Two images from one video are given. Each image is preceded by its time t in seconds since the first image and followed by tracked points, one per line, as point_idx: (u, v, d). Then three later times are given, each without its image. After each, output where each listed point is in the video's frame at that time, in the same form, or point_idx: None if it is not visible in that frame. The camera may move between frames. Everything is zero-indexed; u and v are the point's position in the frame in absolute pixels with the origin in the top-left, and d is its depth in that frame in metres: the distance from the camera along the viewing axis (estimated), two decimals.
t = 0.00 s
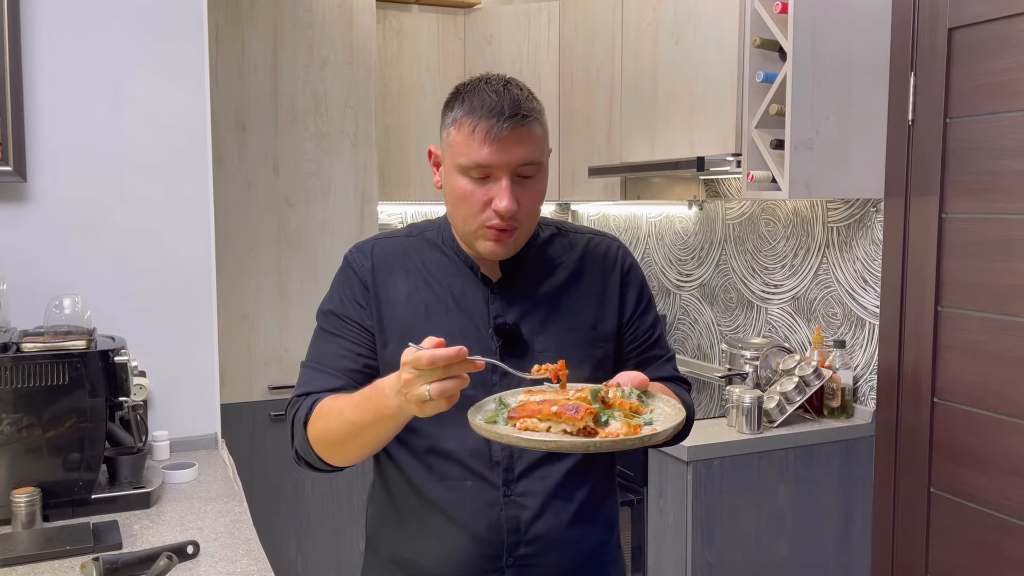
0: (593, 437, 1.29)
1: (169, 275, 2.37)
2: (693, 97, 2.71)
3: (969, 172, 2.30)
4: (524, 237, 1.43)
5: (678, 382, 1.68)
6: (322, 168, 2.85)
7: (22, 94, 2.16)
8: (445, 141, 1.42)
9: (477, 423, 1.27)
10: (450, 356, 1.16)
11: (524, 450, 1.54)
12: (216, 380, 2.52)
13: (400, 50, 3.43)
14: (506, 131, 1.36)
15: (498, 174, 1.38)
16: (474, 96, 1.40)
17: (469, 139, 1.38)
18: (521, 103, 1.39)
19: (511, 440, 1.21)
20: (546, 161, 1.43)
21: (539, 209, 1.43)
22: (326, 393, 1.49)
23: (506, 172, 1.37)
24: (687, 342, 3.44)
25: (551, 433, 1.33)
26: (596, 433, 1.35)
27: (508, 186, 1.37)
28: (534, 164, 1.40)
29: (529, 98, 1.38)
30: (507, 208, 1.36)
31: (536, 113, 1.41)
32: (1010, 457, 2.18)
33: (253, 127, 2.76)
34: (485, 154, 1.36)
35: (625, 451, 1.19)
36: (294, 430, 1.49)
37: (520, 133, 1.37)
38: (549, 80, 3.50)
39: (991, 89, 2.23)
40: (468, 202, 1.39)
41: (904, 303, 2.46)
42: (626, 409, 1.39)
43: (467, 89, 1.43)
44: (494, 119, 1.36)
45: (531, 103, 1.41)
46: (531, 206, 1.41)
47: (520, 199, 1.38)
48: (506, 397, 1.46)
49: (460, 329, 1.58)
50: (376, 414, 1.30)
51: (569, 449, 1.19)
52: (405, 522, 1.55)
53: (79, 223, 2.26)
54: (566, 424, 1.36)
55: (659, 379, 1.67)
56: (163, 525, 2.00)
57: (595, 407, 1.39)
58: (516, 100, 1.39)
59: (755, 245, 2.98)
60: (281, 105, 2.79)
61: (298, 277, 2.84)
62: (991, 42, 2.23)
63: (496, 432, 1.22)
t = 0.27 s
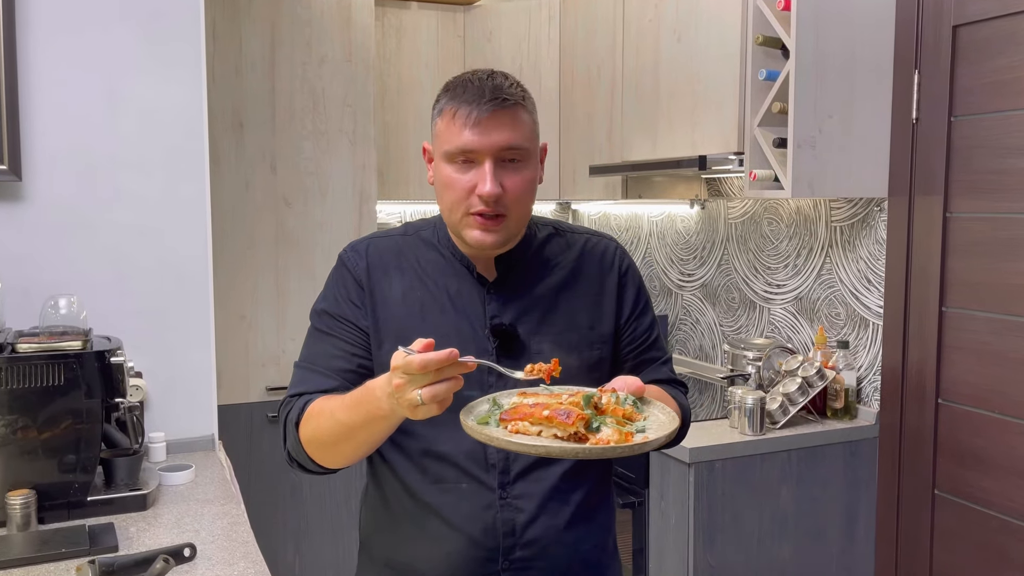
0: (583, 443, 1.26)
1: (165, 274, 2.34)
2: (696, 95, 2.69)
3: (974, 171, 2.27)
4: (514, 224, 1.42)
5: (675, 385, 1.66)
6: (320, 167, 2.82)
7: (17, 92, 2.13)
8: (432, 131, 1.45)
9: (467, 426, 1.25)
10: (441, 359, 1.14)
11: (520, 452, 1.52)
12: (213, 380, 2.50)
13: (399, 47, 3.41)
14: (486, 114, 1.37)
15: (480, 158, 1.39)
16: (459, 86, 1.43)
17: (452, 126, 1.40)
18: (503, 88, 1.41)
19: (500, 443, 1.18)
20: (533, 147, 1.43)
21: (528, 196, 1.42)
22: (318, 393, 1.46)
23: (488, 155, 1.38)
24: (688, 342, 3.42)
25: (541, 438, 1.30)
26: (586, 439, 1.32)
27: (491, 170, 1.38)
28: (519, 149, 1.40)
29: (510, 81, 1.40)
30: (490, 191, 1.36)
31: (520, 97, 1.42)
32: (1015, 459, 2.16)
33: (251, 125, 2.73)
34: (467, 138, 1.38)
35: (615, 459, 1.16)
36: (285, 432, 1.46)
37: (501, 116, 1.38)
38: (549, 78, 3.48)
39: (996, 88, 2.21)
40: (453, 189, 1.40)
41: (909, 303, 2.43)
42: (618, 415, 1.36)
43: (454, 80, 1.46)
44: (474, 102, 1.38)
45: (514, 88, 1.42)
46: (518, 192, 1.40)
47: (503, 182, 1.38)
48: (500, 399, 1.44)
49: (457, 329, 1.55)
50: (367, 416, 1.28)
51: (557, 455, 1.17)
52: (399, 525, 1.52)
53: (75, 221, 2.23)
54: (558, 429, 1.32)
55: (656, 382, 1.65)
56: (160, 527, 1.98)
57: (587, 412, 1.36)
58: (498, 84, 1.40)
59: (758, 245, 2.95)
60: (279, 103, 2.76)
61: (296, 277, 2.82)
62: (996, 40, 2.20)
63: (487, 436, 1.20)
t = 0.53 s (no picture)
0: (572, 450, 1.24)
1: (161, 274, 2.32)
2: (697, 93, 2.66)
3: (978, 170, 2.24)
4: (507, 215, 1.39)
5: (673, 387, 1.64)
6: (318, 166, 2.80)
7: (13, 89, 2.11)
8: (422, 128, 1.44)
9: (459, 431, 1.22)
10: (429, 355, 1.10)
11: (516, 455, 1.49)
12: (210, 382, 2.47)
13: (398, 45, 3.39)
14: (472, 102, 1.37)
15: (469, 148, 1.37)
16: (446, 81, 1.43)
17: (440, 118, 1.40)
18: (489, 79, 1.41)
19: (489, 449, 1.16)
20: (524, 138, 1.41)
21: (520, 185, 1.40)
22: (311, 395, 1.43)
23: (476, 145, 1.37)
24: (690, 343, 3.39)
25: (531, 445, 1.28)
26: (575, 445, 1.33)
27: (479, 159, 1.36)
28: (508, 138, 1.39)
29: (496, 72, 1.40)
30: (478, 179, 1.34)
31: (507, 88, 1.41)
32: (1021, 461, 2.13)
33: (248, 123, 2.71)
34: (455, 128, 1.37)
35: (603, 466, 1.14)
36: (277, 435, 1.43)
37: (487, 105, 1.38)
38: (550, 76, 3.46)
39: (1002, 85, 2.18)
40: (443, 181, 1.38)
41: (913, 303, 2.41)
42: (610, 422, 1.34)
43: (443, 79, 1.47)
44: (461, 93, 1.38)
45: (501, 79, 1.42)
46: (508, 180, 1.37)
47: (493, 171, 1.36)
48: (494, 404, 1.42)
49: (453, 330, 1.53)
50: (358, 415, 1.25)
51: (546, 462, 1.14)
52: (394, 529, 1.50)
53: (70, 221, 2.20)
54: (547, 435, 1.31)
55: (654, 384, 1.63)
56: (156, 530, 1.95)
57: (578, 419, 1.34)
58: (484, 76, 1.40)
59: (760, 244, 2.92)
60: (276, 102, 2.74)
61: (293, 277, 2.79)
62: (1001, 37, 2.18)
63: (476, 442, 1.19)
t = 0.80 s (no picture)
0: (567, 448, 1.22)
1: (158, 274, 2.29)
2: (700, 91, 2.64)
3: (983, 169, 2.22)
4: (506, 212, 1.36)
5: (673, 388, 1.62)
6: (316, 164, 2.77)
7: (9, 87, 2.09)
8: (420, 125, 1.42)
9: (454, 428, 1.21)
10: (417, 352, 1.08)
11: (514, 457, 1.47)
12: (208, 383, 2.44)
13: (397, 42, 3.35)
14: (470, 98, 1.35)
15: (467, 144, 1.35)
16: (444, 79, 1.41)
17: (437, 115, 1.38)
18: (488, 76, 1.39)
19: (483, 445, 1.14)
20: (523, 135, 1.39)
21: (519, 182, 1.37)
22: (305, 396, 1.41)
23: (474, 140, 1.35)
24: (692, 343, 3.37)
25: (527, 441, 1.25)
26: (571, 443, 1.29)
27: (477, 155, 1.34)
28: (507, 134, 1.37)
29: (495, 69, 1.38)
30: (475, 174, 1.32)
31: (506, 85, 1.39)
32: None
33: (246, 122, 2.68)
34: (453, 123, 1.35)
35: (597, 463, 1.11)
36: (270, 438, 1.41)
37: (486, 101, 1.35)
38: (550, 74, 3.43)
39: (1007, 83, 2.15)
40: (440, 178, 1.36)
41: (917, 303, 2.39)
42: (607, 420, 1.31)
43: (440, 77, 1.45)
44: (459, 89, 1.36)
45: (499, 76, 1.40)
46: (507, 176, 1.35)
47: (491, 166, 1.34)
48: (490, 403, 1.40)
49: (451, 331, 1.50)
50: (349, 417, 1.23)
51: (540, 458, 1.12)
52: (390, 532, 1.47)
53: (66, 220, 2.18)
54: (544, 432, 1.27)
55: (653, 385, 1.60)
56: (152, 533, 1.92)
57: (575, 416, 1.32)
58: (483, 73, 1.39)
59: (763, 244, 2.90)
60: (274, 100, 2.71)
61: (291, 277, 2.77)
62: (1007, 34, 2.15)
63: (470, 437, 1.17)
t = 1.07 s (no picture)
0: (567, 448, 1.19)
1: (155, 274, 2.26)
2: (702, 89, 2.61)
3: (988, 168, 2.20)
4: (509, 212, 1.34)
5: (677, 391, 1.58)
6: (314, 163, 2.75)
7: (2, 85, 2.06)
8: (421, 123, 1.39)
9: (454, 428, 1.18)
10: (413, 356, 1.06)
11: (515, 459, 1.44)
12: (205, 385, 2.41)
13: (395, 39, 3.30)
14: (474, 97, 1.32)
15: (470, 144, 1.33)
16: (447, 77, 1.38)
17: (441, 114, 1.35)
18: (492, 75, 1.37)
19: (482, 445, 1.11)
20: (526, 135, 1.37)
21: (523, 183, 1.35)
22: (302, 400, 1.38)
23: (478, 140, 1.32)
24: (694, 344, 3.34)
25: (527, 441, 1.23)
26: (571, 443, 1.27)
27: (481, 155, 1.31)
28: (511, 134, 1.34)
29: (499, 68, 1.36)
30: (480, 174, 1.29)
31: (510, 84, 1.37)
32: None
33: (243, 120, 2.66)
34: (456, 122, 1.32)
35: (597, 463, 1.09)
36: (269, 442, 1.38)
37: (490, 101, 1.33)
38: (550, 71, 3.40)
39: (1013, 81, 2.13)
40: (443, 177, 1.33)
41: (922, 303, 2.36)
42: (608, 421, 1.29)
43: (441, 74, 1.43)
44: (462, 87, 1.33)
45: (503, 75, 1.38)
46: (511, 176, 1.33)
47: (495, 167, 1.31)
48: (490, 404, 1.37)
49: (451, 331, 1.48)
50: (347, 422, 1.20)
51: (539, 458, 1.10)
52: (389, 535, 1.45)
53: (61, 220, 2.16)
54: (543, 433, 1.25)
55: (656, 387, 1.57)
56: (148, 535, 1.90)
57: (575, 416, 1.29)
58: (487, 71, 1.36)
59: (766, 243, 2.87)
60: (272, 98, 2.69)
61: (288, 277, 2.74)
62: (1012, 31, 2.13)
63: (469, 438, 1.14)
